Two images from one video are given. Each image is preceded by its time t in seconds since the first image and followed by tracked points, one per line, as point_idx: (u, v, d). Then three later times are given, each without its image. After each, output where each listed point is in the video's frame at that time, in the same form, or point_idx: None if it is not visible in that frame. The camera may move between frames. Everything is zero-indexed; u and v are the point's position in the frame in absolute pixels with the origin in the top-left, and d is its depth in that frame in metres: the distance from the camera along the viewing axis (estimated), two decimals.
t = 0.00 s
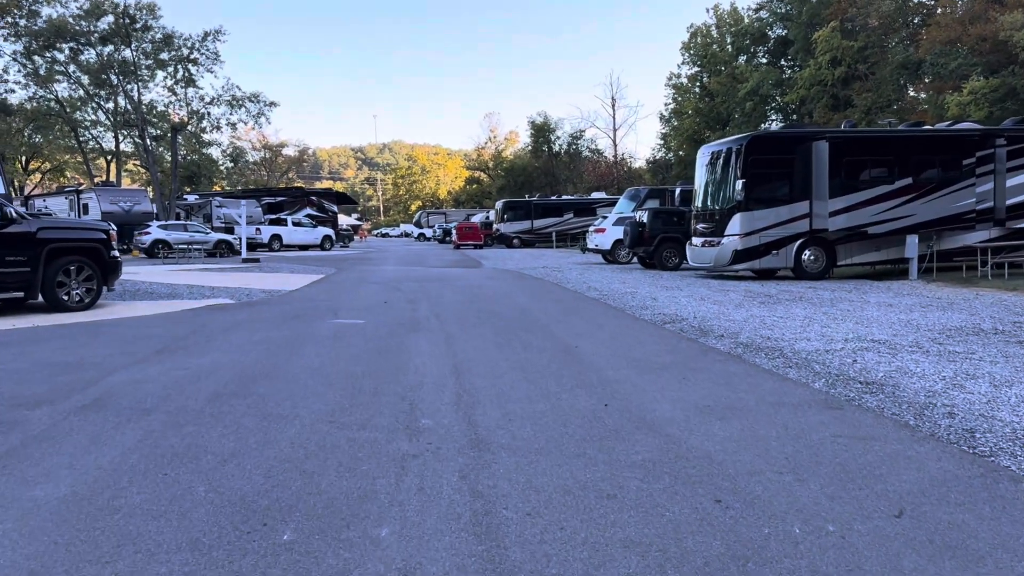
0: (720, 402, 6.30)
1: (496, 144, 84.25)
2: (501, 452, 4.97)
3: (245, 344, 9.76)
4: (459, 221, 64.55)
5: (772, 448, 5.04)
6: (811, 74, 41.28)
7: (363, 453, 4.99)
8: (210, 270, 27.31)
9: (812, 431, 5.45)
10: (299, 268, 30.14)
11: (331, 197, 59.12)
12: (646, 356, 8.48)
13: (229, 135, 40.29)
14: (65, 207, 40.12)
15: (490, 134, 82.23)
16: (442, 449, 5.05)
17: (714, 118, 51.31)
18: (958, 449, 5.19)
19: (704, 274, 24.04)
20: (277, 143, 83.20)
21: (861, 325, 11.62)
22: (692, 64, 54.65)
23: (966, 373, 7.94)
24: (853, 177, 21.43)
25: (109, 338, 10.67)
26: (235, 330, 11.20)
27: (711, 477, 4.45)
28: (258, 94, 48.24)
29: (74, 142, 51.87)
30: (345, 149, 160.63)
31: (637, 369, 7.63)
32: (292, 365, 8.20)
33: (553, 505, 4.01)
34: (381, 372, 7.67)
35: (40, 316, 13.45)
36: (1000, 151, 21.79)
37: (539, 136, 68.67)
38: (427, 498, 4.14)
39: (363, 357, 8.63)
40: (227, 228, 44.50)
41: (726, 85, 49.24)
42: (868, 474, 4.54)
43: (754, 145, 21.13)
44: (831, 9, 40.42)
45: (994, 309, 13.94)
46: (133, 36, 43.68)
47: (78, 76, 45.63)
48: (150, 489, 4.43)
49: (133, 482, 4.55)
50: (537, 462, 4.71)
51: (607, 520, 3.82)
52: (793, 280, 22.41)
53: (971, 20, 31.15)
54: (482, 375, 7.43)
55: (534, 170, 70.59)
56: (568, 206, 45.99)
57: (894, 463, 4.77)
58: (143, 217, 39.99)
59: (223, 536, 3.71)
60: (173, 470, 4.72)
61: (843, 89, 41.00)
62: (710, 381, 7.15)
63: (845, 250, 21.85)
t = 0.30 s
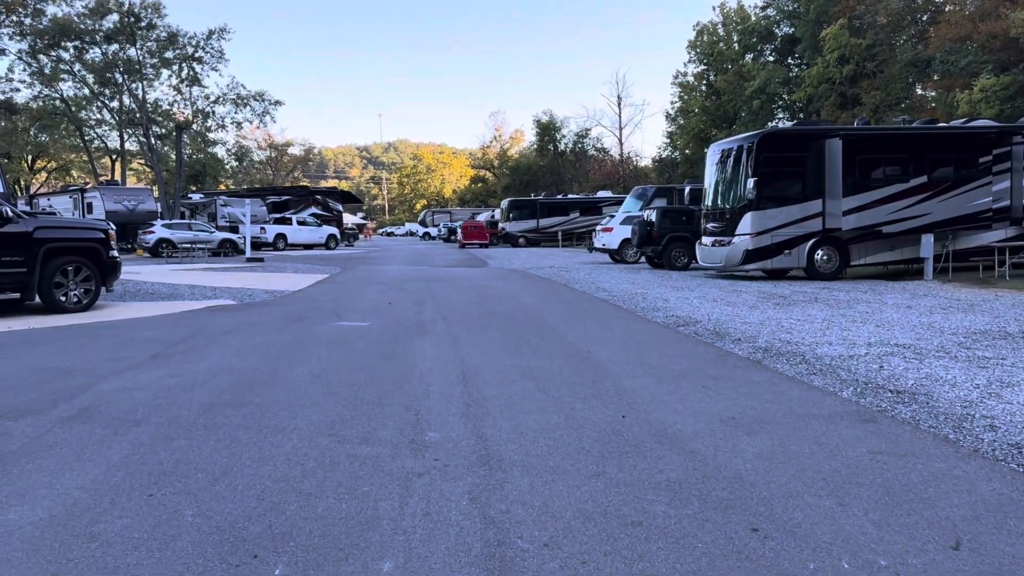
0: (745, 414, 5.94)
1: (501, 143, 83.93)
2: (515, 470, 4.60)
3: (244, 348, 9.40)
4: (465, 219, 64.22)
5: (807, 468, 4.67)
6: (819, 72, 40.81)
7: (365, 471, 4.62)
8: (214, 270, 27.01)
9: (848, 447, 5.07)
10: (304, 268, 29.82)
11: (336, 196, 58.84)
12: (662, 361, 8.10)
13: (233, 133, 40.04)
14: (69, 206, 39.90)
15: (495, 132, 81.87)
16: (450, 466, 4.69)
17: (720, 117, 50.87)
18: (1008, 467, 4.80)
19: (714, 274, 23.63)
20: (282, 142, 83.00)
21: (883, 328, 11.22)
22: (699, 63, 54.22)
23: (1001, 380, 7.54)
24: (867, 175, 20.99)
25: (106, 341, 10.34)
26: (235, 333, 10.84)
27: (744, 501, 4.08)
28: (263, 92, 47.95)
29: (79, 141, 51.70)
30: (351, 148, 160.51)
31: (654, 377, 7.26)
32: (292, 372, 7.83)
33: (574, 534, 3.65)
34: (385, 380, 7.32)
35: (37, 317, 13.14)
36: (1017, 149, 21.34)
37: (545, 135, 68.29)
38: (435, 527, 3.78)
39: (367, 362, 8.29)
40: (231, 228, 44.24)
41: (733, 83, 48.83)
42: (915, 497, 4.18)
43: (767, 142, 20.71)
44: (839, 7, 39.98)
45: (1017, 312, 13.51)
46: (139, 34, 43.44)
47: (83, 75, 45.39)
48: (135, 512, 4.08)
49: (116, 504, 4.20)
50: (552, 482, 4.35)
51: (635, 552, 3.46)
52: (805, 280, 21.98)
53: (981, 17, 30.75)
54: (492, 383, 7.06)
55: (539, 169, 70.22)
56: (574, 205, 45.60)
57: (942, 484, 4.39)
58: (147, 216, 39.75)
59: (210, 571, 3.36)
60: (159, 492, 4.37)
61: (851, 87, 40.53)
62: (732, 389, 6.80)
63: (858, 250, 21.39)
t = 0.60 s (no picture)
0: (770, 430, 5.56)
1: (508, 143, 83.57)
2: (524, 496, 4.22)
3: (242, 355, 9.06)
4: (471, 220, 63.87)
5: (843, 493, 4.29)
6: (828, 71, 40.25)
7: (361, 496, 4.25)
8: (218, 272, 26.72)
9: (885, 470, 4.68)
10: (309, 269, 29.51)
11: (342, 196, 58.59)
12: (678, 370, 7.71)
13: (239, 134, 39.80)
14: (75, 206, 39.72)
15: (502, 133, 81.52)
16: (454, 490, 4.32)
17: (729, 116, 50.41)
18: None
19: (725, 275, 23.21)
20: (289, 142, 82.84)
21: (905, 334, 10.80)
22: (707, 62, 53.77)
23: None
24: (883, 175, 20.53)
25: (101, 347, 10.01)
26: (234, 338, 10.50)
27: (778, 537, 3.69)
28: (268, 92, 47.69)
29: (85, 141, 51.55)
30: (358, 148, 160.48)
31: (669, 387, 6.86)
32: (290, 381, 7.48)
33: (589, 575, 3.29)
34: (387, 389, 6.97)
35: (34, 321, 12.83)
36: None
37: (551, 135, 67.42)
38: (436, 565, 3.41)
39: (369, 371, 7.94)
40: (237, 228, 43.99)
41: (741, 82, 48.35)
42: (965, 530, 3.80)
43: (779, 142, 20.30)
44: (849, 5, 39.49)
45: None
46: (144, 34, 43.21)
47: (89, 75, 45.19)
48: (108, 544, 3.73)
49: (88, 535, 3.84)
50: (565, 511, 3.97)
51: None
52: (819, 282, 21.53)
53: (993, 15, 30.30)
54: (498, 394, 6.70)
55: (546, 169, 69.84)
56: (581, 206, 45.18)
57: (995, 516, 3.98)
58: (153, 217, 39.53)
59: None
60: (136, 520, 4.00)
61: (861, 86, 39.96)
62: (753, 402, 6.41)
63: (873, 251, 20.93)
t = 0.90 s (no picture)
0: (797, 445, 5.20)
1: (512, 143, 83.21)
2: (534, 521, 3.86)
3: (237, 360, 8.70)
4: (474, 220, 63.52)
5: (884, 519, 3.91)
6: (834, 70, 39.76)
7: (358, 520, 3.90)
8: (218, 272, 26.37)
9: (927, 491, 4.30)
10: (311, 269, 29.18)
11: (345, 196, 58.27)
12: (693, 378, 7.34)
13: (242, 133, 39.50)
14: (77, 206, 39.45)
15: (506, 133, 81.16)
16: (458, 513, 3.97)
17: (733, 116, 50.03)
18: None
19: (733, 276, 22.81)
20: (293, 142, 82.56)
21: (924, 338, 10.42)
22: (712, 62, 53.37)
23: None
24: (895, 173, 20.11)
25: (92, 350, 9.66)
26: (230, 341, 10.14)
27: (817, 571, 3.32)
28: (271, 92, 47.39)
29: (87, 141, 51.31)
30: (362, 148, 160.28)
31: (685, 397, 6.49)
32: (285, 388, 7.12)
33: None
34: (388, 398, 6.61)
35: (27, 324, 12.50)
36: None
37: (556, 135, 67.75)
38: None
39: (369, 377, 7.57)
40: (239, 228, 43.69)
41: (746, 82, 47.94)
42: None
43: (790, 140, 19.88)
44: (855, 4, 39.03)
45: None
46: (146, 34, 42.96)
47: (92, 74, 44.94)
48: None
49: (55, 565, 3.49)
50: (580, 540, 3.61)
51: None
52: (829, 283, 21.11)
53: (1003, 13, 29.87)
54: (504, 403, 6.34)
55: (550, 169, 69.46)
56: (586, 206, 44.80)
57: None
58: (155, 217, 39.23)
59: None
60: (108, 549, 3.64)
61: (867, 86, 39.49)
62: (776, 413, 6.05)
63: (885, 251, 20.51)
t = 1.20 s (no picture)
0: (824, 466, 4.82)
1: (513, 143, 82.81)
2: (542, 559, 3.49)
3: (227, 370, 8.32)
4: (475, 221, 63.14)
5: (930, 557, 3.54)
6: (837, 70, 39.33)
7: (348, 558, 3.52)
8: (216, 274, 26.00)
9: (973, 524, 3.92)
10: (310, 271, 28.80)
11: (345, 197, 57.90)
12: (706, 390, 6.96)
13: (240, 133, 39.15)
14: (74, 207, 39.09)
15: (506, 133, 80.77)
16: (459, 550, 3.59)
17: (735, 117, 49.68)
18: None
19: (738, 279, 22.42)
20: (293, 143, 82.20)
21: (942, 344, 10.04)
22: (713, 62, 53.01)
23: None
24: (904, 174, 19.74)
25: (77, 358, 9.28)
26: (222, 348, 9.76)
27: None
28: (270, 91, 47.03)
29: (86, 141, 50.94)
30: (363, 149, 159.95)
31: (700, 411, 6.11)
32: (275, 401, 6.74)
33: None
34: (383, 411, 6.23)
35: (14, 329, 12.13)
36: None
37: (557, 135, 67.49)
38: None
39: (364, 388, 7.20)
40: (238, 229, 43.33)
41: (748, 82, 47.54)
42: None
43: (796, 140, 19.49)
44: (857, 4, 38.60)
45: None
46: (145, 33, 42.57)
47: (90, 74, 44.57)
48: None
49: None
50: None
51: None
52: (837, 286, 20.73)
53: (1008, 13, 29.47)
54: (507, 417, 5.95)
55: (551, 170, 69.10)
56: (587, 206, 44.42)
57: None
58: (153, 218, 38.86)
59: None
60: None
61: (870, 86, 39.07)
62: (797, 429, 5.67)
63: (893, 254, 20.11)
